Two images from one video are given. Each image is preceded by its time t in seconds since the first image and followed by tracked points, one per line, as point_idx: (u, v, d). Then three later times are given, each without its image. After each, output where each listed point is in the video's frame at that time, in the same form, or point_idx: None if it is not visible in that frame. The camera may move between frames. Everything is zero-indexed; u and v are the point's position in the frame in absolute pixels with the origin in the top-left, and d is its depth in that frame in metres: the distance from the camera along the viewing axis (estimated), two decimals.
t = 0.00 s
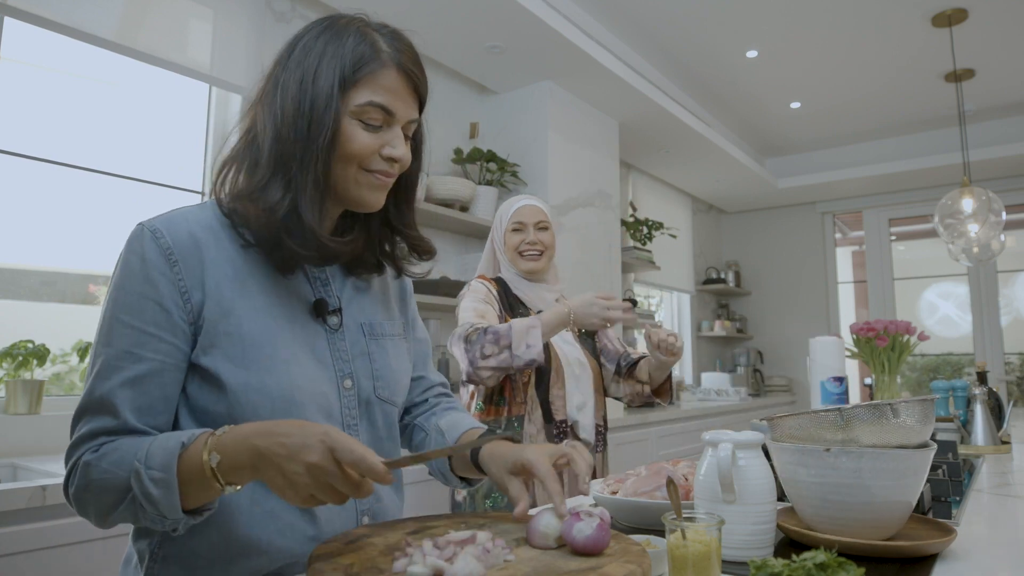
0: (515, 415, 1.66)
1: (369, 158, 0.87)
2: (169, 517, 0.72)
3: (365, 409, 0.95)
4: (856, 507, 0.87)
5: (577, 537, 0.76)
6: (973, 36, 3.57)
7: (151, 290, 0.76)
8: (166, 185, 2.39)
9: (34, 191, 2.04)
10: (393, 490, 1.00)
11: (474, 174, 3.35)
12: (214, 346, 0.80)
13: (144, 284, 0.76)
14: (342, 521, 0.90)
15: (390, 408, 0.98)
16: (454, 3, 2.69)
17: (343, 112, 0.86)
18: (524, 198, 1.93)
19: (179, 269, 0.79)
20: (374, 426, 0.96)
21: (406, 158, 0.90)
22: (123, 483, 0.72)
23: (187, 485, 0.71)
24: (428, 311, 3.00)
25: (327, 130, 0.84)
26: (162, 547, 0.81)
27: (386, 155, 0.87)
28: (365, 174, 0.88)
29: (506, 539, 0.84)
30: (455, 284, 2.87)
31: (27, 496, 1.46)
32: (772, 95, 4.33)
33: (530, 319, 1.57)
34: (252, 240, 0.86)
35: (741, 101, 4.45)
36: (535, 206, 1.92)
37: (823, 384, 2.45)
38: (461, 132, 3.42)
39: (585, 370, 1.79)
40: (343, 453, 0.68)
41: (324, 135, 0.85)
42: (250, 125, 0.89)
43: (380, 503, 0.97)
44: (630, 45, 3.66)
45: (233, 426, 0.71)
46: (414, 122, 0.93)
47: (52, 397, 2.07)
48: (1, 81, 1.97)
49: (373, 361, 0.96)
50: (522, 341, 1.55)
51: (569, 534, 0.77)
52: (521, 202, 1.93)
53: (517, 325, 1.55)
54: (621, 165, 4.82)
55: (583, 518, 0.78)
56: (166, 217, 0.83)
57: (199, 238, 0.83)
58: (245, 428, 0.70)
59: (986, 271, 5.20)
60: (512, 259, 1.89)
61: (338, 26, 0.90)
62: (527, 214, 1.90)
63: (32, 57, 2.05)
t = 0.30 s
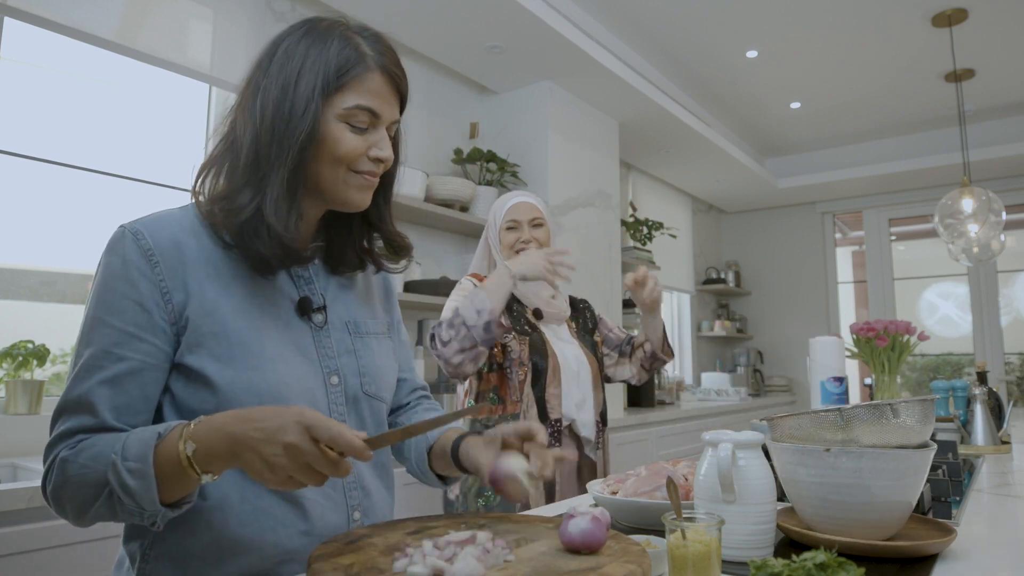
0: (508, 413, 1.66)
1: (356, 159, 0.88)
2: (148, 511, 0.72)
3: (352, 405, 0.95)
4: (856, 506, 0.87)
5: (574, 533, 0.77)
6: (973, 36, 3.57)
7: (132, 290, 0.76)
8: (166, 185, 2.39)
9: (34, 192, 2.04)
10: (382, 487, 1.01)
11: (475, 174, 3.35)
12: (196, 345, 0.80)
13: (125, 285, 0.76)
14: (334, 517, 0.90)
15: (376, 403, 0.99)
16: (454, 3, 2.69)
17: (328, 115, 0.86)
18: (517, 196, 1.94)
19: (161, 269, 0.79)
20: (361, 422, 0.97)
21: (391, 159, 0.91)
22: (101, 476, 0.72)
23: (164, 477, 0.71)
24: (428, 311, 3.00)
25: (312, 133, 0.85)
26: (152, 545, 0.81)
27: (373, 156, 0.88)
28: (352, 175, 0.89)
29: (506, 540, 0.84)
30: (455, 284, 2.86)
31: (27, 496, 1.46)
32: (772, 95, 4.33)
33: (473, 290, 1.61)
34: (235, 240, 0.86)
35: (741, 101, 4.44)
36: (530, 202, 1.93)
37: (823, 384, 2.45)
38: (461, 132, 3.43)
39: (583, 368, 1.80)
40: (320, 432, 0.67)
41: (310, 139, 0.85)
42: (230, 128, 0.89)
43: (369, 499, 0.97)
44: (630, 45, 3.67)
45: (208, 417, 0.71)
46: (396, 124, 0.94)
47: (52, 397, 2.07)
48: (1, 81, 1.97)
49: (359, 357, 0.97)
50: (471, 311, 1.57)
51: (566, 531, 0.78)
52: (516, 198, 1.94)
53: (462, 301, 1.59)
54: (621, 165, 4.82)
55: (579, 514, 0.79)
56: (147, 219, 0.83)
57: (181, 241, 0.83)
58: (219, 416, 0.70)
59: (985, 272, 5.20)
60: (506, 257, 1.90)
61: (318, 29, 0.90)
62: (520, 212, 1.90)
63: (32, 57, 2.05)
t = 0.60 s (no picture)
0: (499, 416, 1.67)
1: (343, 159, 0.88)
2: (149, 514, 0.72)
3: (346, 403, 0.96)
4: (856, 507, 0.87)
5: (574, 533, 0.77)
6: (973, 36, 3.57)
7: (126, 288, 0.76)
8: (166, 185, 2.39)
9: (33, 192, 2.03)
10: (375, 485, 1.01)
11: (474, 174, 3.35)
12: (191, 344, 0.80)
13: (120, 283, 0.76)
14: (330, 515, 0.91)
15: (369, 401, 0.99)
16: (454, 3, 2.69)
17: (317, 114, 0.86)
18: (516, 192, 1.95)
19: (156, 267, 0.79)
20: (355, 420, 0.97)
21: (378, 159, 0.91)
22: (99, 479, 0.71)
23: (165, 480, 0.71)
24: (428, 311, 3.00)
25: (299, 131, 0.85)
26: (148, 549, 0.80)
27: (360, 156, 0.89)
28: (339, 175, 0.89)
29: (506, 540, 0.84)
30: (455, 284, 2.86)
31: (28, 496, 1.46)
32: (772, 95, 4.33)
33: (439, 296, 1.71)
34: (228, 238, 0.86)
35: (741, 101, 4.45)
36: (531, 198, 1.94)
37: (823, 384, 2.45)
38: (461, 132, 3.43)
39: (580, 369, 1.79)
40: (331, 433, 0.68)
41: (297, 137, 0.85)
42: (222, 127, 0.89)
43: (363, 496, 0.97)
44: (630, 45, 3.66)
45: (211, 420, 0.71)
46: (385, 125, 0.94)
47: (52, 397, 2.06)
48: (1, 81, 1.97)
49: (352, 355, 0.98)
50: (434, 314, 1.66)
51: (566, 531, 0.78)
52: (517, 193, 1.95)
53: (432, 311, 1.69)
54: (621, 165, 4.82)
55: (580, 514, 0.79)
56: (140, 218, 0.83)
57: (175, 241, 0.83)
58: (223, 420, 0.70)
59: (985, 272, 5.20)
60: (506, 254, 1.92)
61: (309, 29, 0.90)
62: (518, 208, 1.92)
63: (32, 57, 2.04)
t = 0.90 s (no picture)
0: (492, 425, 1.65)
1: (342, 166, 0.88)
2: (162, 510, 0.71)
3: (342, 403, 0.96)
4: (856, 507, 0.87)
5: (574, 532, 0.77)
6: (973, 36, 3.57)
7: (126, 280, 0.75)
8: (166, 185, 2.39)
9: (33, 191, 2.03)
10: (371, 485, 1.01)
11: (474, 174, 3.35)
12: (189, 340, 0.80)
13: (120, 275, 0.75)
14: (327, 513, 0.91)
15: (364, 401, 1.00)
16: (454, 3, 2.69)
17: (320, 119, 0.86)
18: (512, 194, 1.92)
19: (155, 261, 0.79)
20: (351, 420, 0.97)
21: (376, 168, 0.92)
22: (109, 473, 0.70)
23: (182, 477, 0.71)
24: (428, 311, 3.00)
25: (303, 136, 0.85)
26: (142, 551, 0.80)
27: (359, 164, 0.89)
28: (337, 181, 0.90)
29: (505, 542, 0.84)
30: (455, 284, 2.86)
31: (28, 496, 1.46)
32: (771, 95, 4.33)
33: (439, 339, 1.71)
34: (225, 237, 0.87)
35: (741, 101, 4.45)
36: (527, 200, 1.92)
37: (823, 384, 2.45)
38: (461, 132, 3.43)
39: (577, 372, 1.79)
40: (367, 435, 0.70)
41: (299, 141, 0.85)
42: (225, 126, 0.89)
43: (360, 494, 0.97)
44: (630, 45, 3.66)
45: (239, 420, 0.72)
46: (386, 135, 0.95)
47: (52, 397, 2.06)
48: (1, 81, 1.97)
49: (348, 356, 0.98)
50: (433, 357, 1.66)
51: (567, 530, 0.78)
52: (515, 194, 1.93)
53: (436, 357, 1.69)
54: (621, 165, 4.82)
55: (580, 514, 0.79)
56: (140, 214, 0.83)
57: (174, 237, 0.83)
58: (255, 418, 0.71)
59: (985, 272, 5.20)
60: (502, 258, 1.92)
61: (318, 36, 0.91)
62: (513, 212, 1.90)
63: (32, 57, 2.05)
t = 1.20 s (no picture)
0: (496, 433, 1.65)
1: (350, 171, 0.89)
2: (208, 502, 0.71)
3: (346, 403, 0.96)
4: (856, 507, 0.87)
5: (575, 533, 0.77)
6: (973, 36, 3.57)
7: (144, 273, 0.75)
8: (166, 185, 2.40)
9: (33, 191, 2.03)
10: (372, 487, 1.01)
11: (474, 174, 3.35)
12: (201, 335, 0.80)
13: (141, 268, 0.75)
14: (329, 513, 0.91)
15: (367, 402, 1.00)
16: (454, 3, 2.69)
17: (334, 124, 0.87)
18: (513, 191, 1.92)
19: (171, 256, 0.80)
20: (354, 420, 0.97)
21: (383, 175, 0.92)
22: (155, 461, 0.69)
23: (230, 470, 0.72)
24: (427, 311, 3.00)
25: (316, 141, 0.85)
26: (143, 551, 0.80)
27: (368, 170, 0.90)
28: (345, 186, 0.90)
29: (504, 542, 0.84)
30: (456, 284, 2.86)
31: (28, 496, 1.46)
32: (771, 95, 4.33)
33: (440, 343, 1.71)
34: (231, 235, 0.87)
35: (741, 101, 4.45)
36: (528, 197, 1.91)
37: (823, 384, 2.45)
38: (461, 132, 3.43)
39: (579, 376, 1.79)
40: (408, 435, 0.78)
41: (312, 146, 0.85)
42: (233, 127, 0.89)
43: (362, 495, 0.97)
44: (630, 45, 3.66)
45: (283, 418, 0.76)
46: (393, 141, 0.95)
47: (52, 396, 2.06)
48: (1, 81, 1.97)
49: (351, 358, 0.98)
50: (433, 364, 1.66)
51: (566, 531, 0.78)
52: (516, 191, 1.93)
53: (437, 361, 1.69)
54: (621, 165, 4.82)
55: (580, 514, 0.79)
56: (151, 210, 0.82)
57: (186, 232, 0.83)
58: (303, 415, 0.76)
59: (985, 272, 5.20)
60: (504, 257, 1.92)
61: (329, 41, 0.91)
62: (514, 210, 1.89)
63: (32, 57, 2.05)
